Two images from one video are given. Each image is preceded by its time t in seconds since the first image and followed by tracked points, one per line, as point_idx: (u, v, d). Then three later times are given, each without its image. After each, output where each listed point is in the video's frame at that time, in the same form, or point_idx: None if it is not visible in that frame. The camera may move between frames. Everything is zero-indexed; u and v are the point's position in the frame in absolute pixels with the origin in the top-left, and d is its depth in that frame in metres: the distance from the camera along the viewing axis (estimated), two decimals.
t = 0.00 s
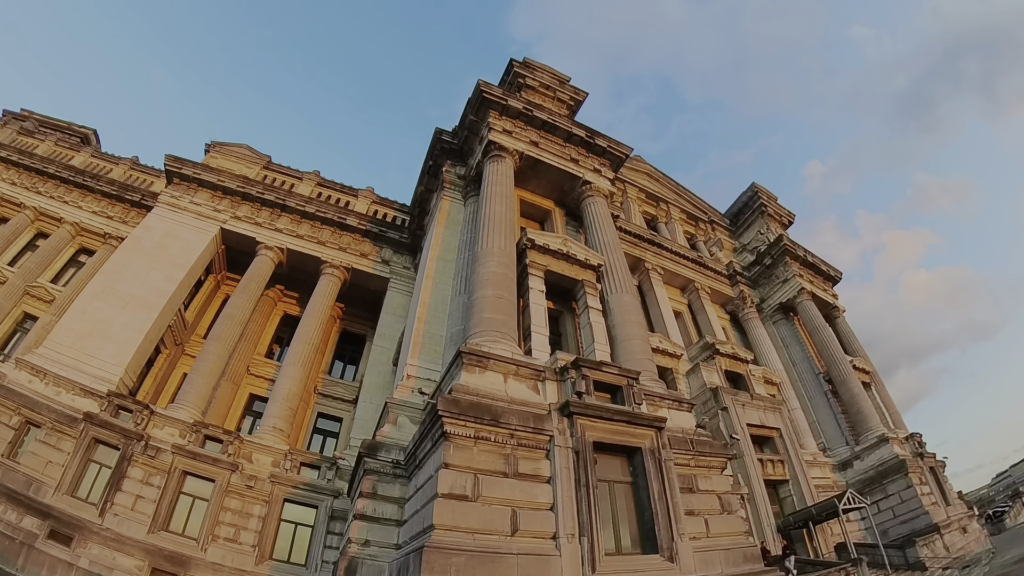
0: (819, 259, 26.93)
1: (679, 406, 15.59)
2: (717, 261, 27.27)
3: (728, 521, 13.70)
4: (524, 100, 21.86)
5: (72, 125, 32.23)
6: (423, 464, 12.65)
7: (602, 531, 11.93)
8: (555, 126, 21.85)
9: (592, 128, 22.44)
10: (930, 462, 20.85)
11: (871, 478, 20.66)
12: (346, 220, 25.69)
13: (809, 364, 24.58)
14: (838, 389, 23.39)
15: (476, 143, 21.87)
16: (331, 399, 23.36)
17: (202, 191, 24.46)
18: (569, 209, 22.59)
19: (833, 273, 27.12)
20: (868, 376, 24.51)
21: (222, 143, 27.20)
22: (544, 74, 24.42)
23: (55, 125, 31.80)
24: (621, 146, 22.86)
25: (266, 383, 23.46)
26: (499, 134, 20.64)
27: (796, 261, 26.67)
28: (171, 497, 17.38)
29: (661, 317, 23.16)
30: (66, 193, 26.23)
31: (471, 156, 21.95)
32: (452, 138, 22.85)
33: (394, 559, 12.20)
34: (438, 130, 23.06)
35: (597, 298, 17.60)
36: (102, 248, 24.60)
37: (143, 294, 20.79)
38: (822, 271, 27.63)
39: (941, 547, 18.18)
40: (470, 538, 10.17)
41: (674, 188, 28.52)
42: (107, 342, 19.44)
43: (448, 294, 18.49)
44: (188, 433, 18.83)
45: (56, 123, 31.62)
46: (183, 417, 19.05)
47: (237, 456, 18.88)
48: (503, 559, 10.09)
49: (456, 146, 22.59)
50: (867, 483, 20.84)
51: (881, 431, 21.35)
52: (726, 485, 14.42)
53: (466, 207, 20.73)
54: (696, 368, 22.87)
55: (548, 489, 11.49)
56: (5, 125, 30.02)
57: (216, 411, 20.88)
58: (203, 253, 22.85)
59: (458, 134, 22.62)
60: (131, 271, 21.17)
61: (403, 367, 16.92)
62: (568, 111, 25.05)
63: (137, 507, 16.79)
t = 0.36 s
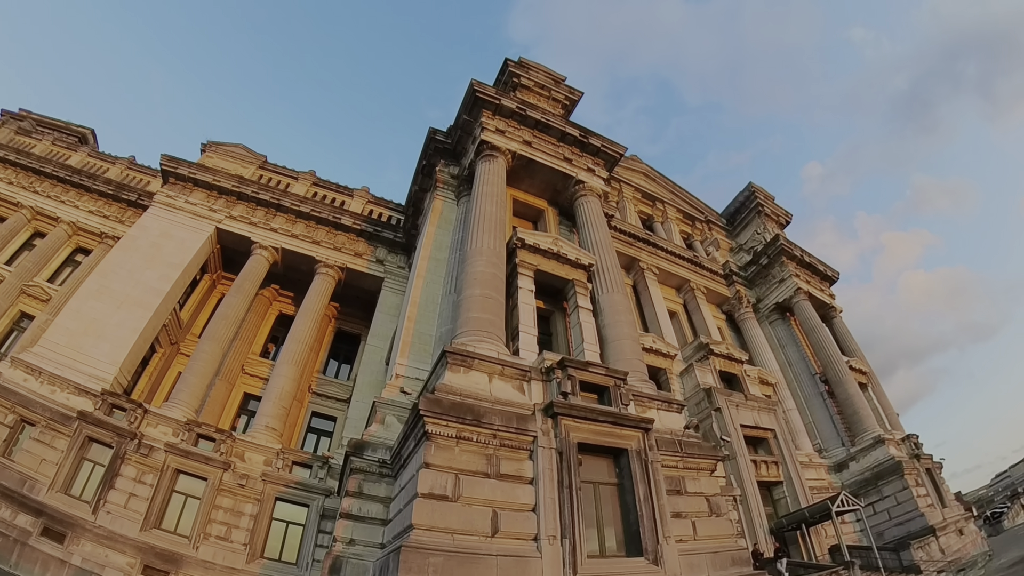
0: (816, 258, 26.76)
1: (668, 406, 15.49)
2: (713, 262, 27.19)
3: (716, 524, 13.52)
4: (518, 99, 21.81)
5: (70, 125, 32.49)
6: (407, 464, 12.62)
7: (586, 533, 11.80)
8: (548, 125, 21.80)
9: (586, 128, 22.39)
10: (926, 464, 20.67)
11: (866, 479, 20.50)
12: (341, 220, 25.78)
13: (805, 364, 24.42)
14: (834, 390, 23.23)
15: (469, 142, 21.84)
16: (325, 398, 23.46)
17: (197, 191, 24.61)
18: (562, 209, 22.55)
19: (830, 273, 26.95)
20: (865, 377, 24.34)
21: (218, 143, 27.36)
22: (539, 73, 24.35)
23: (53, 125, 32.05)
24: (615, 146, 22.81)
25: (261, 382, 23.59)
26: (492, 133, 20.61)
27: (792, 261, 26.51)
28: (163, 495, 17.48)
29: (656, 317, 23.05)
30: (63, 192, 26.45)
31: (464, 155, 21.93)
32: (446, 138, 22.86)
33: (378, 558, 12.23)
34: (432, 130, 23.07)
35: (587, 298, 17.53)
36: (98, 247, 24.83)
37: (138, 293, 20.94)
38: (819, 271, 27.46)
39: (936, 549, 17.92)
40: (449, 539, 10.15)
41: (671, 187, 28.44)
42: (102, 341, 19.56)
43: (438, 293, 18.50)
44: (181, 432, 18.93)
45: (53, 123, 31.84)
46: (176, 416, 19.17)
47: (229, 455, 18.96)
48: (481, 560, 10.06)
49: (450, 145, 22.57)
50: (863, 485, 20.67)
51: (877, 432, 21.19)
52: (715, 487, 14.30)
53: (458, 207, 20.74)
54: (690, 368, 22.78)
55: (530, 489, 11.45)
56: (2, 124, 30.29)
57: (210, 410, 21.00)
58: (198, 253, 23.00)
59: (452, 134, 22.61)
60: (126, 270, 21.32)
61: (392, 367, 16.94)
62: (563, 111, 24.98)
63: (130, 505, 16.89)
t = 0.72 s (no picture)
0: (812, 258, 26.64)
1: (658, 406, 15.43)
2: (708, 261, 27.14)
3: (704, 524, 13.35)
4: (512, 98, 21.80)
5: (69, 125, 32.79)
6: (392, 461, 12.64)
7: (570, 533, 11.74)
8: (542, 124, 21.79)
9: (579, 127, 22.38)
10: (922, 464, 20.50)
11: (862, 480, 20.34)
12: (336, 219, 25.92)
13: (801, 364, 24.30)
14: (830, 390, 23.09)
15: (462, 142, 21.85)
16: (320, 397, 23.57)
17: (193, 190, 24.79)
18: (556, 208, 22.54)
19: (827, 273, 26.84)
20: (861, 377, 24.21)
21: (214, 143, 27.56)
22: (534, 73, 24.34)
23: (51, 124, 32.34)
24: (609, 145, 22.81)
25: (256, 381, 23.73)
26: (485, 133, 20.61)
27: (789, 261, 26.42)
28: (157, 493, 17.57)
29: (650, 316, 22.99)
30: (60, 192, 26.68)
31: (458, 154, 21.96)
32: (440, 137, 22.90)
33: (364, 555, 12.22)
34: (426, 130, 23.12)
35: (577, 297, 17.49)
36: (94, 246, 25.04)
37: (133, 292, 21.10)
38: (815, 271, 27.36)
39: (931, 550, 17.72)
40: (430, 537, 10.13)
41: (667, 186, 28.41)
42: (97, 340, 19.70)
43: (430, 292, 18.54)
44: (175, 430, 19.02)
45: (51, 123, 32.11)
46: (170, 414, 19.29)
47: (222, 453, 19.05)
48: (462, 558, 10.04)
49: (443, 145, 22.60)
50: (858, 485, 20.52)
51: (873, 433, 21.03)
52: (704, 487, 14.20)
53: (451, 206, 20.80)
54: (684, 368, 22.72)
55: (513, 488, 11.43)
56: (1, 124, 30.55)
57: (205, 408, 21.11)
58: (193, 252, 23.18)
59: (446, 133, 22.65)
60: (122, 269, 21.48)
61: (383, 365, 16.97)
62: (559, 110, 24.97)
63: (123, 502, 16.98)
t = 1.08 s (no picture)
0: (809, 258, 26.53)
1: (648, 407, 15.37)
2: (705, 261, 27.05)
3: (694, 527, 13.25)
4: (506, 98, 21.76)
5: (66, 125, 33.01)
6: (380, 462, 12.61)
7: (556, 536, 11.70)
8: (536, 125, 21.75)
9: (574, 127, 22.33)
10: (918, 466, 20.38)
11: (858, 481, 20.20)
12: (332, 220, 26.01)
13: (797, 365, 24.18)
14: (826, 391, 22.98)
15: (456, 142, 21.83)
16: (315, 397, 23.65)
17: (189, 190, 24.92)
18: (550, 208, 22.51)
19: (824, 273, 26.72)
20: (858, 377, 24.09)
21: (211, 143, 27.72)
22: (529, 72, 24.30)
23: (48, 124, 32.58)
24: (604, 145, 22.76)
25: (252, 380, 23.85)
26: (479, 133, 20.60)
27: (785, 261, 26.32)
28: (151, 492, 17.67)
29: (645, 316, 22.92)
30: (57, 192, 26.86)
31: (452, 155, 21.93)
32: (435, 138, 22.90)
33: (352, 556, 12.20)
34: (420, 130, 23.13)
35: (569, 297, 17.45)
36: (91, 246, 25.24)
37: (129, 292, 21.22)
38: (812, 271, 27.25)
39: (927, 553, 17.55)
40: (413, 538, 10.13)
41: (664, 186, 28.31)
42: (92, 340, 19.79)
43: (422, 293, 18.56)
44: (170, 430, 19.10)
45: (48, 123, 32.33)
46: (165, 413, 19.37)
47: (216, 453, 19.11)
48: (444, 560, 10.02)
49: (438, 145, 22.59)
50: (854, 487, 20.39)
51: (869, 434, 20.89)
52: (695, 489, 14.10)
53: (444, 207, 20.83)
54: (679, 369, 22.64)
55: (498, 490, 11.42)
56: None
57: (200, 408, 21.19)
58: (189, 252, 23.32)
59: (440, 134, 22.65)
60: (118, 269, 21.60)
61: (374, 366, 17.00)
62: (555, 111, 24.91)
63: (118, 501, 17.07)
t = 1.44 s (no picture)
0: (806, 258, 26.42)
1: (639, 407, 15.32)
2: (701, 261, 26.96)
3: (684, 528, 13.14)
4: (501, 97, 21.74)
5: (64, 125, 33.23)
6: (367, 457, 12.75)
7: (542, 535, 11.66)
8: (531, 123, 21.72)
9: (569, 126, 22.29)
10: (914, 466, 20.25)
11: (854, 482, 20.05)
12: (328, 219, 26.10)
13: (794, 365, 24.07)
14: (822, 391, 22.85)
15: (451, 141, 21.83)
16: (310, 395, 23.74)
17: (185, 190, 25.06)
18: (544, 207, 22.48)
19: (821, 273, 26.61)
20: (854, 377, 23.98)
21: (208, 142, 27.85)
22: (525, 72, 24.29)
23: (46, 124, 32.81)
24: (599, 144, 22.72)
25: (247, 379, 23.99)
26: (473, 132, 20.58)
27: (782, 261, 26.21)
28: (145, 490, 17.75)
29: (640, 316, 22.87)
30: (55, 191, 27.06)
31: (447, 154, 21.93)
32: (429, 137, 22.91)
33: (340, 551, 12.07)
34: (415, 130, 23.15)
35: (561, 296, 17.41)
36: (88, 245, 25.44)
37: (125, 291, 21.36)
38: (809, 271, 27.14)
39: (921, 554, 17.44)
40: (397, 535, 10.12)
41: (661, 186, 28.21)
42: (89, 338, 19.92)
43: (414, 291, 18.60)
44: (164, 427, 19.20)
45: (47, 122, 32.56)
46: (160, 411, 19.47)
47: (211, 451, 19.19)
48: (427, 558, 10.01)
49: (432, 144, 22.61)
50: (850, 487, 20.24)
51: (865, 434, 20.75)
52: (685, 489, 14.01)
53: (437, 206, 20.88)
54: (673, 368, 22.56)
55: (483, 489, 11.41)
56: None
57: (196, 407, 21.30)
58: (185, 251, 23.46)
59: (435, 133, 22.66)
60: (114, 268, 21.73)
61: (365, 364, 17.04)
62: (550, 110, 24.88)
63: (112, 498, 17.17)
